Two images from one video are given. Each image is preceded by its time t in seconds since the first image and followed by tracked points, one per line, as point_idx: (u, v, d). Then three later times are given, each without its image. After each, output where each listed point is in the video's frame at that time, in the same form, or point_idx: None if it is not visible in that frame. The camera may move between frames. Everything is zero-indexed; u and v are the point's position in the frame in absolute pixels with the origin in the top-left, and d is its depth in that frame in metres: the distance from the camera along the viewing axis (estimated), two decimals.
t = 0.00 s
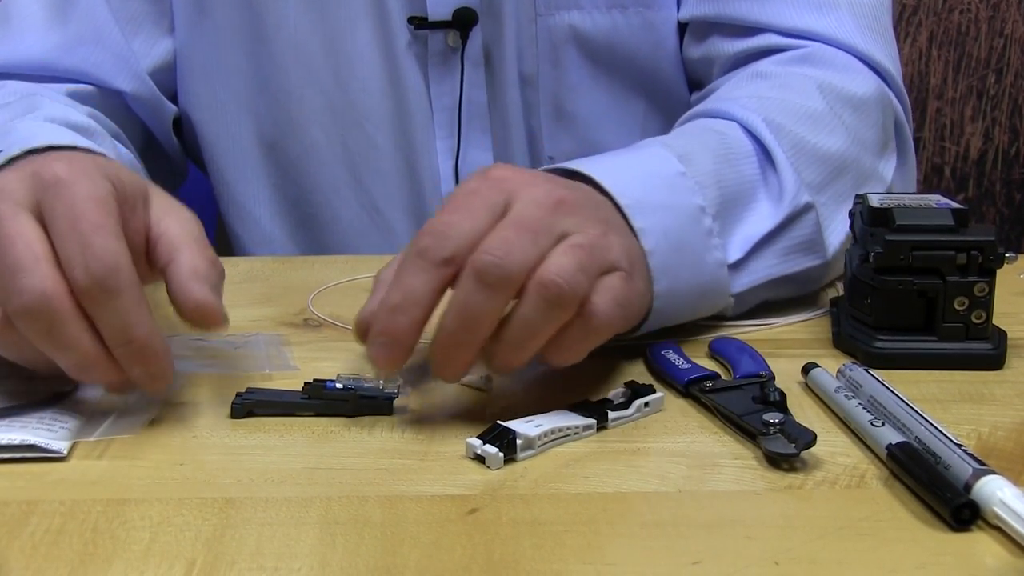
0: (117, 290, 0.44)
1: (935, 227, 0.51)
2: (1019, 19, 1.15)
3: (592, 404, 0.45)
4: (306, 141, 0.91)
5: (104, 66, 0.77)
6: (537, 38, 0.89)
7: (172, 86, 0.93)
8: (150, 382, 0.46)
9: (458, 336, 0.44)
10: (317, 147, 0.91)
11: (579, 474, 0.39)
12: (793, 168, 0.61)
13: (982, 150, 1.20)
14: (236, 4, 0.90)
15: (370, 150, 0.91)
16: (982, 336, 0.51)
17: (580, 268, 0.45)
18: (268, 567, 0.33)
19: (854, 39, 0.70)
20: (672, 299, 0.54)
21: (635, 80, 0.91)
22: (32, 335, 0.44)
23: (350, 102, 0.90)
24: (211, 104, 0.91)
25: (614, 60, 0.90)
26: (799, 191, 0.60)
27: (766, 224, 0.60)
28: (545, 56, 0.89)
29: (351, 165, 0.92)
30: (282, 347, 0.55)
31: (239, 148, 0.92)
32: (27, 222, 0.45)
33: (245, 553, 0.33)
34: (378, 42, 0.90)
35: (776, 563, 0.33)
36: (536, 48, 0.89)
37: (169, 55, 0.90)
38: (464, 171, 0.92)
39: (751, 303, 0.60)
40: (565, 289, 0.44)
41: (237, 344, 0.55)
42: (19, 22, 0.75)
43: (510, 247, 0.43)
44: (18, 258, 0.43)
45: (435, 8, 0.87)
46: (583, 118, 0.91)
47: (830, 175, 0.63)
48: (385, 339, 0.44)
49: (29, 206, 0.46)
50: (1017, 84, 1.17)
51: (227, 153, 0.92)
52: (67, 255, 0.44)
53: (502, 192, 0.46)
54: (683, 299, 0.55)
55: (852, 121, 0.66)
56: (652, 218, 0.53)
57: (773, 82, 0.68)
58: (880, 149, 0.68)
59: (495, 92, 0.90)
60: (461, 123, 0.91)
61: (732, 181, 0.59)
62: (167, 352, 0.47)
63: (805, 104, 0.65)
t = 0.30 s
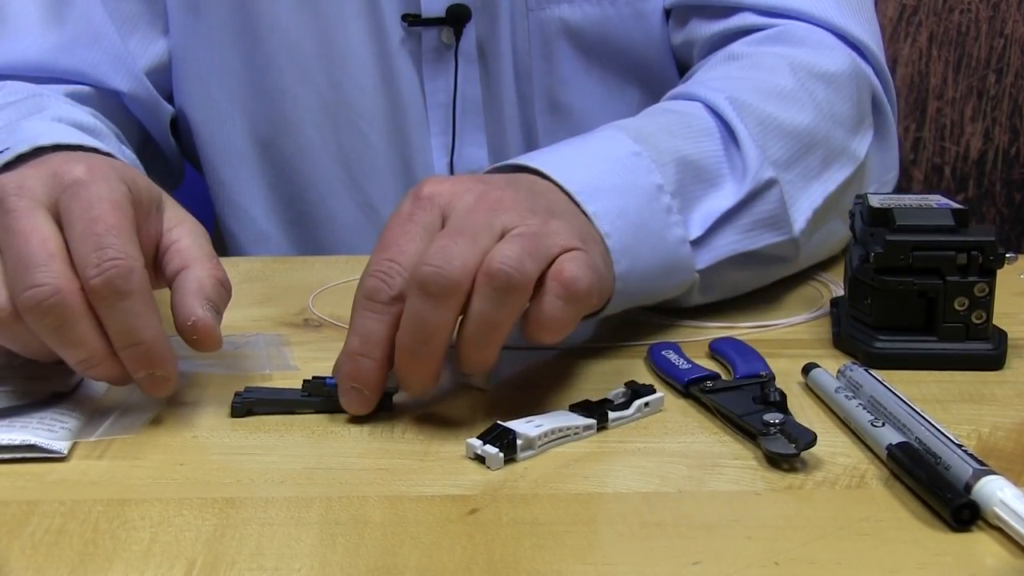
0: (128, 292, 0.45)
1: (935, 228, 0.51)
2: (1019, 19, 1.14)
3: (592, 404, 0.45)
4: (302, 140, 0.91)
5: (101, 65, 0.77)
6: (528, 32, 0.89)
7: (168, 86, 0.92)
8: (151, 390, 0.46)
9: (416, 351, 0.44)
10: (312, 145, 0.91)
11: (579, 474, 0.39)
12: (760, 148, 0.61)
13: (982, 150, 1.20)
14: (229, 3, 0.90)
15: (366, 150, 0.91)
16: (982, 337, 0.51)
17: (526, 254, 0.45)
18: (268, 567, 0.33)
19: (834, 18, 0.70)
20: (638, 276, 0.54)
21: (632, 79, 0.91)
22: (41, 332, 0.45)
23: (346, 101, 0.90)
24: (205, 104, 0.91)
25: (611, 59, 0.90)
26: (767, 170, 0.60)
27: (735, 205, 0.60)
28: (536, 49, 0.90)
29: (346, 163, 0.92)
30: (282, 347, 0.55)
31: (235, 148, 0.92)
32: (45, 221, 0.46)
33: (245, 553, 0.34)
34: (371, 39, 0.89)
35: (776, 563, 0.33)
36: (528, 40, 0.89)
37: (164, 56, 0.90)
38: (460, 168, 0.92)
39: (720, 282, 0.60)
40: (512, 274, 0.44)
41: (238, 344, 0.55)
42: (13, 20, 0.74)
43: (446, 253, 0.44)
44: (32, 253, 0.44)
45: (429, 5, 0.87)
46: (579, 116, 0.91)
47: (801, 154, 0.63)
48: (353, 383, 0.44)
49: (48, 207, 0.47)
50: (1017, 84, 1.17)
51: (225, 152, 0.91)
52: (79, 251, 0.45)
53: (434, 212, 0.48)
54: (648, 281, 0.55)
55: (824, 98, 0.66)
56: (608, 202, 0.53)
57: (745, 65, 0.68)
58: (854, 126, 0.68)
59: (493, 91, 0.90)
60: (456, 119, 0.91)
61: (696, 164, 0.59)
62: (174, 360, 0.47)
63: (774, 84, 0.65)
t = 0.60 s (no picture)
0: (127, 290, 0.45)
1: (935, 227, 0.51)
2: (1019, 18, 1.14)
3: (592, 403, 0.45)
4: (299, 140, 0.91)
5: (99, 65, 0.77)
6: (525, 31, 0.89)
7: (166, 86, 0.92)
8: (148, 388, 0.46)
9: (476, 311, 0.42)
10: (309, 145, 0.91)
11: (579, 474, 0.39)
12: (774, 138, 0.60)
13: (982, 149, 1.20)
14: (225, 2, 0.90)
15: (364, 150, 0.91)
16: (982, 336, 0.51)
17: (593, 217, 0.43)
18: (268, 566, 0.33)
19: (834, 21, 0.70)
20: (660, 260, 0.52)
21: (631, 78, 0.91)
22: (40, 328, 0.45)
23: (344, 101, 0.90)
24: (202, 104, 0.90)
25: (610, 59, 0.90)
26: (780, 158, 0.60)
27: (748, 194, 0.59)
28: (532, 49, 0.90)
29: (343, 163, 0.92)
30: (282, 346, 0.55)
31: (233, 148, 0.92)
32: (45, 217, 0.46)
33: (244, 552, 0.33)
34: (367, 38, 0.90)
35: (777, 563, 0.33)
36: (523, 38, 0.89)
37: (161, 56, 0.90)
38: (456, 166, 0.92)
39: (728, 270, 0.60)
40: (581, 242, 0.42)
41: (238, 343, 0.55)
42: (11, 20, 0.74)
43: (515, 215, 0.41)
44: (32, 250, 0.44)
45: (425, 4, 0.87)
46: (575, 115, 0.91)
47: (808, 148, 0.63)
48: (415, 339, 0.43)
49: (48, 202, 0.47)
50: (1017, 83, 1.17)
51: (223, 151, 0.91)
52: (77, 249, 0.45)
53: (489, 166, 0.43)
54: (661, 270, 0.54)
55: (829, 96, 0.66)
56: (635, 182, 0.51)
57: (752, 60, 0.67)
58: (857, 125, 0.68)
59: (491, 90, 0.90)
60: (452, 118, 0.91)
61: (718, 152, 0.58)
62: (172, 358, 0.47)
63: (782, 79, 0.64)
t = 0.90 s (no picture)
0: (133, 290, 0.45)
1: (935, 227, 0.51)
2: (1020, 17, 1.14)
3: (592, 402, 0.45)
4: (297, 139, 0.91)
5: (98, 64, 0.77)
6: (522, 29, 0.90)
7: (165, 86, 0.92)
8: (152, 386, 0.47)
9: (748, 332, 0.39)
10: (308, 145, 0.91)
11: (579, 473, 0.39)
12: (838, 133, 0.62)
13: (983, 149, 1.20)
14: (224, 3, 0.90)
15: (362, 150, 0.91)
16: (982, 335, 0.51)
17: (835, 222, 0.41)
18: (268, 565, 0.33)
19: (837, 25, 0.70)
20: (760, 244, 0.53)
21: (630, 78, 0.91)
22: (46, 326, 0.45)
23: (342, 100, 0.90)
24: (201, 103, 0.90)
25: (609, 58, 0.90)
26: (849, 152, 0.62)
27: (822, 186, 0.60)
28: (529, 47, 0.89)
29: (341, 163, 0.92)
30: (282, 345, 0.55)
31: (232, 148, 0.92)
32: (51, 215, 0.46)
33: (244, 551, 0.33)
34: (364, 38, 0.90)
35: (776, 562, 0.33)
36: (520, 37, 0.90)
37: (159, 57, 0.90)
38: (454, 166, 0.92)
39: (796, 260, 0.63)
40: (840, 241, 0.40)
41: (237, 342, 0.55)
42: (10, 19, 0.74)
43: (776, 224, 0.39)
44: (38, 248, 0.44)
45: (422, 4, 0.87)
46: (574, 111, 0.90)
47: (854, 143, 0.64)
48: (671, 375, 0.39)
49: (54, 199, 0.47)
50: (1018, 82, 1.17)
51: (223, 151, 0.91)
52: (85, 249, 0.45)
53: (709, 184, 0.41)
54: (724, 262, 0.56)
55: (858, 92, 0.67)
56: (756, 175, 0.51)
57: (787, 51, 0.66)
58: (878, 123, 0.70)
59: (490, 89, 0.90)
60: (450, 117, 0.91)
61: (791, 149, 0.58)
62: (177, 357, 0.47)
63: (822, 75, 0.65)
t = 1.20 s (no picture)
0: (131, 290, 0.45)
1: (935, 224, 0.51)
2: (1019, 15, 1.14)
3: (591, 400, 0.45)
4: (295, 138, 0.91)
5: (98, 62, 0.77)
6: (519, 30, 0.90)
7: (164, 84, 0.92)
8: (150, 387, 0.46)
9: (771, 381, 0.39)
10: (306, 144, 0.91)
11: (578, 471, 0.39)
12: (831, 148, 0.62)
13: (982, 146, 1.20)
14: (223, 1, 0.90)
15: (361, 148, 0.91)
16: (982, 333, 0.51)
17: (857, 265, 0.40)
18: (267, 563, 0.33)
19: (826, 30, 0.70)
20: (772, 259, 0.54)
21: (628, 75, 0.91)
22: (45, 325, 0.45)
23: (341, 99, 0.90)
24: (200, 101, 0.90)
25: (607, 57, 0.90)
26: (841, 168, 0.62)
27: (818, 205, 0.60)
28: (524, 48, 0.90)
29: (339, 161, 0.92)
30: (282, 343, 0.55)
31: (230, 147, 0.91)
32: (50, 215, 0.46)
33: (244, 549, 0.33)
34: (362, 37, 0.89)
35: (776, 559, 0.33)
36: (517, 36, 0.90)
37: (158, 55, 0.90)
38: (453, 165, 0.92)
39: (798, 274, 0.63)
40: (864, 288, 0.39)
41: (236, 339, 0.55)
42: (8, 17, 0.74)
43: (793, 272, 0.38)
44: (38, 249, 0.44)
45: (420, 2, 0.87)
46: (573, 110, 0.90)
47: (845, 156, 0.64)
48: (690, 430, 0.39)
49: (53, 200, 0.47)
50: (1017, 80, 1.17)
51: (221, 149, 0.91)
52: (84, 250, 0.45)
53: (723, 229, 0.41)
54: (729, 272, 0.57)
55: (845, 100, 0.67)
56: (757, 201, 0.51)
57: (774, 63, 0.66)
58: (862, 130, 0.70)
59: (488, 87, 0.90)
60: (448, 115, 0.91)
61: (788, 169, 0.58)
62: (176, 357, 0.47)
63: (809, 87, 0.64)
